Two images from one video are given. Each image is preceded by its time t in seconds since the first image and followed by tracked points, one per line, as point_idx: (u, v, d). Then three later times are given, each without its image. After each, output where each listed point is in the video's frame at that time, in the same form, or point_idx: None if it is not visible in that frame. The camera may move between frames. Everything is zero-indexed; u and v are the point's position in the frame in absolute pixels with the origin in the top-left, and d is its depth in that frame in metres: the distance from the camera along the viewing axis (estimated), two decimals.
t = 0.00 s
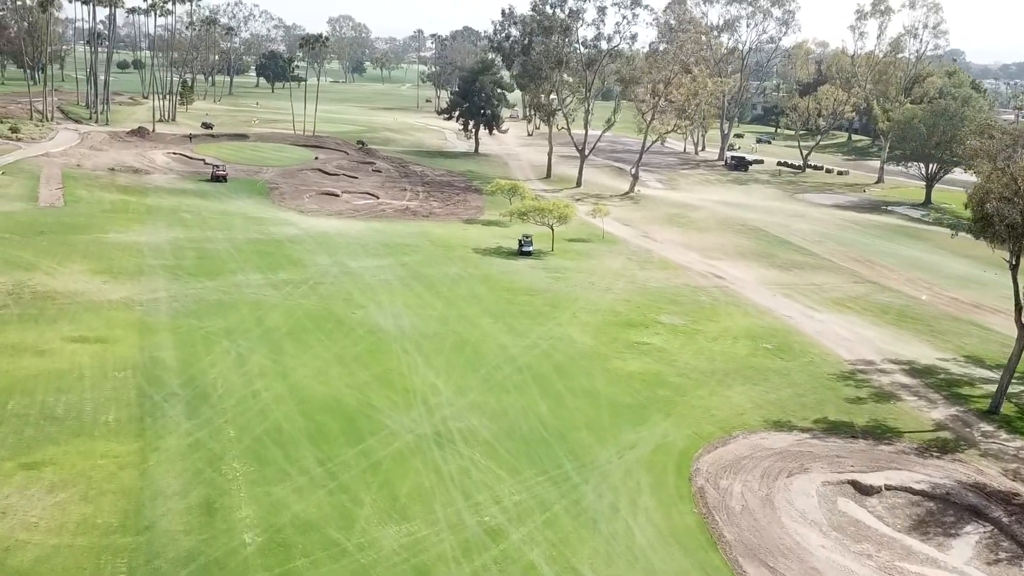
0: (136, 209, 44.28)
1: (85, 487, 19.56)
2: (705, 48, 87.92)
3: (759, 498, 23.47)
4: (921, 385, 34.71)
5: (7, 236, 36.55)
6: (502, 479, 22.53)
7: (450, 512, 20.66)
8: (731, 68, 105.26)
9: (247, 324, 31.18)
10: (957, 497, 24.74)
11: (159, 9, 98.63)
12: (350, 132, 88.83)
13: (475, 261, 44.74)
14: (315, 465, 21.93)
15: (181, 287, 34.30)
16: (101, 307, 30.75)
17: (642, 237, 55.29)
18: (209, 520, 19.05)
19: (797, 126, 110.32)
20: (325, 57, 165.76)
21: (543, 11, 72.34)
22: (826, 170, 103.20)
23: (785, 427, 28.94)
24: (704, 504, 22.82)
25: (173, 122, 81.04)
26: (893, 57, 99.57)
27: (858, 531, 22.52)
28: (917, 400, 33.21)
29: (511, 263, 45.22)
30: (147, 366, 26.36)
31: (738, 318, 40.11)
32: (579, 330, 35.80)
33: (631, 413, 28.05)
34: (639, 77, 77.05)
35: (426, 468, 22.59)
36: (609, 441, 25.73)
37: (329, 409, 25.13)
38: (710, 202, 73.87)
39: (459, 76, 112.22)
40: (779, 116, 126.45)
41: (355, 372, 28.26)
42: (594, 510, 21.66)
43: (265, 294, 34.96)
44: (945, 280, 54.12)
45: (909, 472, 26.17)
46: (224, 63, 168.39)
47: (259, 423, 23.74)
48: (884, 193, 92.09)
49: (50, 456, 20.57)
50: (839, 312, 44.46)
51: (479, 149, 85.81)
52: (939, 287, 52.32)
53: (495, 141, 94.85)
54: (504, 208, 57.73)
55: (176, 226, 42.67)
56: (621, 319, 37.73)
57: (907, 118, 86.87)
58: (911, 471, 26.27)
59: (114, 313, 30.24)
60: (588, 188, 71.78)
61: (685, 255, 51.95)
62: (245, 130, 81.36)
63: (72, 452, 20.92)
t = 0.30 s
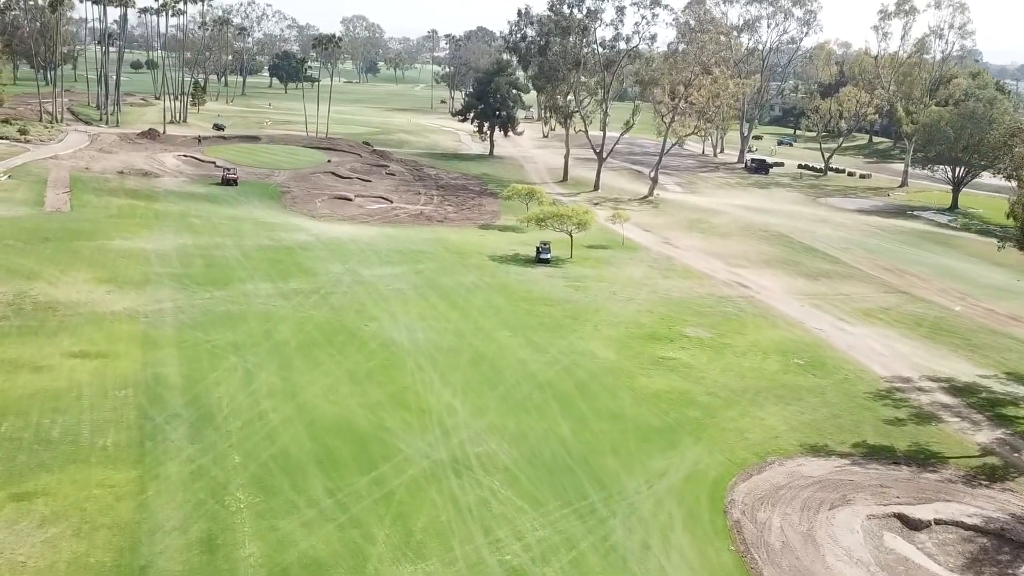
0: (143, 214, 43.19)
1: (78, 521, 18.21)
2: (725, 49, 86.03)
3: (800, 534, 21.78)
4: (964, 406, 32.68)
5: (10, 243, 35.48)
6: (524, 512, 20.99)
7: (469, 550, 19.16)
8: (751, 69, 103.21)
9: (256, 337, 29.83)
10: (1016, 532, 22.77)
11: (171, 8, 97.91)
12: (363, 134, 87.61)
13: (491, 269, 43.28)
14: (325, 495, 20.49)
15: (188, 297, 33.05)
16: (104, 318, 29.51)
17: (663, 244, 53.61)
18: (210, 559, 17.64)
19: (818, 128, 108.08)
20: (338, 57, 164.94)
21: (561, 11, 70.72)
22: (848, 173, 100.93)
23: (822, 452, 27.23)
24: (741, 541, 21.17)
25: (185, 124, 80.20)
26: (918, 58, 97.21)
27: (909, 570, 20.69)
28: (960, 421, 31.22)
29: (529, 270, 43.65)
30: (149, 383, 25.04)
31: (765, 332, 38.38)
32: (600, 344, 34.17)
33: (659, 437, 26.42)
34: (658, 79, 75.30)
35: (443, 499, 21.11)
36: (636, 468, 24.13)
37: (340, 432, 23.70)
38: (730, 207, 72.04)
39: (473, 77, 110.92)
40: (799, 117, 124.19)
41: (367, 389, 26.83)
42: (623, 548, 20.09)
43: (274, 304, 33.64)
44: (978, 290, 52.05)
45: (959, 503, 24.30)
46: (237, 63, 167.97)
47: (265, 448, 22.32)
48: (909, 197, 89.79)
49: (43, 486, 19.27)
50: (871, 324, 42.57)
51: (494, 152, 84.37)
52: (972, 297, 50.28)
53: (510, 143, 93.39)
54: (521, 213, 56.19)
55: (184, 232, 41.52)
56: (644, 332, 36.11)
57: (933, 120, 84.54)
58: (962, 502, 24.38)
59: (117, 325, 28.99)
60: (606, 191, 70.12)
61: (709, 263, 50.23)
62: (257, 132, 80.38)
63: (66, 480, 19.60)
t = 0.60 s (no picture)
0: (150, 220, 42.07)
1: (67, 561, 16.84)
2: (745, 50, 84.06)
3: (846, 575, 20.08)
4: (1009, 427, 30.67)
5: (12, 250, 34.39)
6: (547, 550, 19.44)
7: None
8: (770, 70, 101.16)
9: (263, 351, 28.47)
10: None
11: (182, 8, 97.20)
12: (376, 136, 86.45)
13: (506, 277, 41.77)
14: (334, 530, 19.04)
15: (193, 308, 31.77)
16: (106, 332, 28.25)
17: (684, 251, 51.95)
18: None
19: (839, 130, 105.83)
20: (351, 58, 164.10)
21: (577, 11, 69.13)
22: (869, 177, 98.74)
23: (862, 480, 25.50)
24: None
25: (195, 125, 79.36)
26: (943, 59, 94.84)
27: None
28: (1006, 445, 29.25)
29: (546, 279, 42.06)
30: (150, 404, 23.70)
31: (794, 347, 36.70)
32: (622, 359, 32.56)
33: (688, 464, 24.81)
34: (676, 80, 73.50)
35: (460, 535, 19.61)
36: (666, 499, 22.53)
37: (350, 458, 22.27)
38: (751, 211, 70.25)
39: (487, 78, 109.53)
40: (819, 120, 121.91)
41: (379, 410, 25.38)
42: None
43: (282, 316, 32.28)
44: (1014, 300, 50.00)
45: (1015, 539, 22.47)
46: (249, 63, 167.47)
47: (271, 476, 20.92)
48: (933, 201, 87.56)
49: (32, 520, 17.93)
50: (904, 337, 40.73)
51: (508, 154, 82.96)
52: (1007, 308, 48.27)
53: (524, 145, 91.93)
54: (537, 218, 54.63)
55: (192, 238, 40.34)
56: (669, 347, 34.50)
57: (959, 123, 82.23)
58: (1018, 538, 22.55)
59: (118, 339, 27.72)
60: (623, 195, 68.48)
61: (732, 271, 48.56)
62: (268, 134, 79.40)
63: (57, 514, 18.25)
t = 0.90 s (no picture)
0: (158, 226, 40.86)
1: None
2: (768, 51, 81.88)
3: None
4: None
5: (14, 259, 33.19)
6: None
7: None
8: (792, 71, 98.81)
9: (271, 369, 26.95)
10: None
11: (195, 8, 96.41)
12: (390, 138, 85.09)
13: (525, 288, 40.14)
14: None
15: (199, 321, 30.34)
16: (106, 348, 26.85)
17: (709, 259, 50.10)
18: None
19: (862, 133, 103.38)
20: (365, 59, 163.06)
21: (597, 11, 67.35)
22: (894, 181, 96.28)
23: (912, 515, 23.63)
24: None
25: (207, 127, 78.42)
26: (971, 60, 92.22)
27: None
28: None
29: (566, 289, 40.32)
30: (150, 428, 22.21)
31: (830, 365, 34.77)
32: (650, 378, 30.77)
33: (724, 497, 23.07)
34: (698, 82, 71.43)
35: None
36: (703, 539, 20.78)
37: (363, 491, 20.68)
38: (775, 217, 68.23)
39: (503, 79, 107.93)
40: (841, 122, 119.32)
41: (393, 435, 23.78)
42: None
43: (292, 330, 30.81)
44: None
45: None
46: (263, 64, 167.01)
47: (277, 512, 19.36)
48: (961, 206, 85.05)
49: (17, 563, 16.44)
50: (944, 354, 38.64)
51: (525, 157, 81.35)
52: None
53: (541, 148, 90.29)
54: (556, 224, 52.89)
55: (200, 246, 39.01)
56: (698, 365, 32.69)
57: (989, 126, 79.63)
58: None
59: (119, 356, 26.31)
60: (643, 200, 66.65)
61: (760, 281, 46.65)
62: (281, 136, 78.26)
63: (44, 556, 16.74)
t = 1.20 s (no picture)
0: (167, 232, 39.81)
1: None
2: (793, 51, 79.60)
3: None
4: None
5: (18, 268, 32.16)
6: None
7: None
8: (816, 73, 96.51)
9: (281, 387, 25.55)
10: None
11: (208, 8, 95.72)
12: (405, 140, 83.84)
13: (545, 297, 38.57)
14: None
15: (207, 334, 29.07)
16: (109, 364, 25.60)
17: (735, 267, 48.32)
18: None
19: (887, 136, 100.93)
20: (380, 59, 162.07)
21: (617, 11, 65.66)
22: (920, 184, 93.82)
23: (968, 553, 21.86)
24: None
25: (221, 129, 77.61)
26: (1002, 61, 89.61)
27: None
28: None
29: (588, 299, 38.69)
30: (152, 453, 20.86)
31: (868, 384, 32.93)
32: (679, 397, 29.12)
33: (764, 533, 21.43)
34: (721, 84, 69.45)
35: None
36: None
37: (377, 526, 19.22)
38: (800, 222, 66.28)
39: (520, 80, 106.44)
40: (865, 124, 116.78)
41: (410, 461, 22.28)
42: None
43: (304, 343, 29.45)
44: None
45: None
46: (278, 65, 166.64)
47: (284, 550, 17.92)
48: (991, 211, 82.53)
49: None
50: (986, 370, 36.62)
51: (542, 159, 79.83)
52: None
53: (558, 150, 88.75)
54: (576, 230, 51.27)
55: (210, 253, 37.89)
56: (729, 383, 31.01)
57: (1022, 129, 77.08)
58: None
59: (123, 373, 25.04)
60: (664, 204, 64.88)
61: (788, 291, 44.80)
62: (295, 138, 77.24)
63: None
